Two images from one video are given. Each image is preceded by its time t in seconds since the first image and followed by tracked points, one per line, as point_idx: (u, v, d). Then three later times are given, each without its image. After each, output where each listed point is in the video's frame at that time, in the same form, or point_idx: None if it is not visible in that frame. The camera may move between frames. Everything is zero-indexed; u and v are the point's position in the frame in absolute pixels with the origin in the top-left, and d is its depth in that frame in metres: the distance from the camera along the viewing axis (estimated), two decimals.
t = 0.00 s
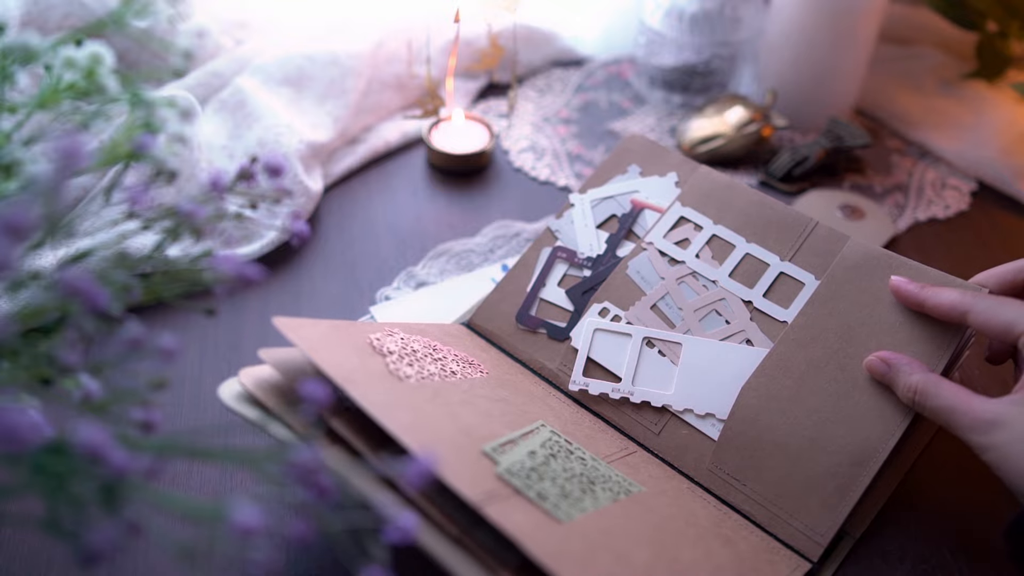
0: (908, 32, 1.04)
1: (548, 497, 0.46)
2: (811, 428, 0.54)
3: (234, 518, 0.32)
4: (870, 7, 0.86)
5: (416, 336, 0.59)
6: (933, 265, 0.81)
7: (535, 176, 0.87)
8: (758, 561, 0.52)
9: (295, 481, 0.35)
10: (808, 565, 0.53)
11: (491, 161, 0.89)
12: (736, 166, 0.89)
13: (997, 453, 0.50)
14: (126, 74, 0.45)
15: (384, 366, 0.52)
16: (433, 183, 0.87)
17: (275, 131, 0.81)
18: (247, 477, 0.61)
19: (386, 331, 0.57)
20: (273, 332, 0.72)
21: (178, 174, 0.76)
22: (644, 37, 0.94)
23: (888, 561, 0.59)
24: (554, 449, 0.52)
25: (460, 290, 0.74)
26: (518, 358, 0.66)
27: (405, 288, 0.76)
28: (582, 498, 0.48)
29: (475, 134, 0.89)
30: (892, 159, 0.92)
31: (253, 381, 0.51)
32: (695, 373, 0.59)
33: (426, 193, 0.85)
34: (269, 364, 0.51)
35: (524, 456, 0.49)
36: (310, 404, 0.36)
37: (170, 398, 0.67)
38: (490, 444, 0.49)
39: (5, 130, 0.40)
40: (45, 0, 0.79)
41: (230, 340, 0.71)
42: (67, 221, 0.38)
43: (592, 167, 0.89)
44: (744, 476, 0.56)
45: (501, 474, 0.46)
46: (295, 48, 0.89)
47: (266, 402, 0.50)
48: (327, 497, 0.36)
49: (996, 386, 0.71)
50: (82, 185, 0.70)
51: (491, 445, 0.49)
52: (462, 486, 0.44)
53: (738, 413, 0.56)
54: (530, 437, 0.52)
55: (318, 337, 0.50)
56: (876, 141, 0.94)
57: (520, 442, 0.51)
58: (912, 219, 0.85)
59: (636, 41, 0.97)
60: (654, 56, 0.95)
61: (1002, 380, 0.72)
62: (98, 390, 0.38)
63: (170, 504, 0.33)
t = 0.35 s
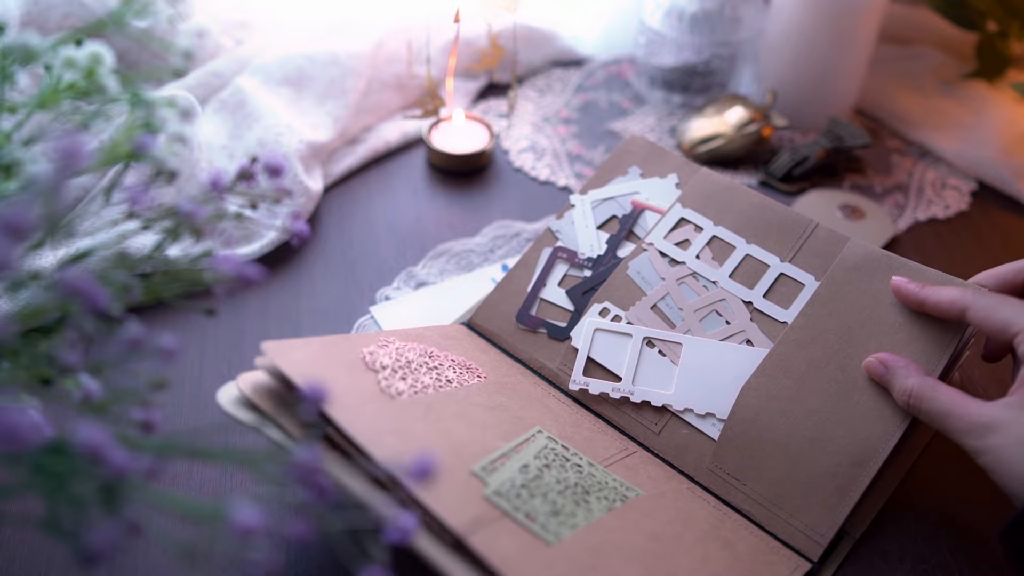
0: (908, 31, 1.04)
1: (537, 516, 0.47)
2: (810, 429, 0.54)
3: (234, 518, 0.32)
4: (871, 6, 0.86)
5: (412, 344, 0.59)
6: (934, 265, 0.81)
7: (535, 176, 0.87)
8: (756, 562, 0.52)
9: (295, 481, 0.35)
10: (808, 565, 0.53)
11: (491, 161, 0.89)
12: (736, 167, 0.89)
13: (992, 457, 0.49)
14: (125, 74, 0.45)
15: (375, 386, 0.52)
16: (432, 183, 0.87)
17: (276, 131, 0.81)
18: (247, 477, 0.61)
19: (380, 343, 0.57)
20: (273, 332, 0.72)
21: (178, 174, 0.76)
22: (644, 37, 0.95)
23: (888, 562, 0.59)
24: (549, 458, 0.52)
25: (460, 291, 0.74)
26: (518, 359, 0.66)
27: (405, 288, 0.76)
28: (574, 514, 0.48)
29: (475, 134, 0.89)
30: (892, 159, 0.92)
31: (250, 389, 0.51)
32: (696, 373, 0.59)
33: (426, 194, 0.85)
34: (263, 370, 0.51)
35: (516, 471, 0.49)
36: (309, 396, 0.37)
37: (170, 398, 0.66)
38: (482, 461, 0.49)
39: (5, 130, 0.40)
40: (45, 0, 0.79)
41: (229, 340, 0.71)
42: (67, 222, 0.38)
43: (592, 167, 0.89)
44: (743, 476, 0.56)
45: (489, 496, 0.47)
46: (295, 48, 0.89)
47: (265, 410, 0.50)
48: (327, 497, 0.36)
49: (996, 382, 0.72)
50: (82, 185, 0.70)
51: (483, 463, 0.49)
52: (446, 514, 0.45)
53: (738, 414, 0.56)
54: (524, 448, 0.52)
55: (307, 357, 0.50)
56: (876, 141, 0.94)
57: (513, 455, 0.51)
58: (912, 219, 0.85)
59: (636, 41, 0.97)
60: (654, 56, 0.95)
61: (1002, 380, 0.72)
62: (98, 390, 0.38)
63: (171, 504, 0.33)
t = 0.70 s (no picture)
0: (908, 31, 1.04)
1: (530, 529, 0.47)
2: (810, 428, 0.54)
3: (233, 517, 0.32)
4: (871, 6, 0.86)
5: (408, 353, 0.59)
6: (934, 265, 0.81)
7: (535, 176, 0.87)
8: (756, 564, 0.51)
9: (294, 482, 0.35)
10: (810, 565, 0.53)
11: (491, 161, 0.89)
12: (736, 166, 0.89)
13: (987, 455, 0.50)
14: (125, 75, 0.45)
15: (370, 400, 0.52)
16: (432, 183, 0.86)
17: (276, 131, 0.81)
18: (247, 478, 0.61)
19: (376, 354, 0.57)
20: (274, 332, 0.72)
21: (178, 174, 0.76)
22: (644, 37, 0.95)
23: (888, 562, 0.59)
24: (544, 466, 0.53)
25: (459, 291, 0.74)
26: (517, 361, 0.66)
27: (405, 288, 0.76)
28: (569, 522, 0.48)
29: (475, 134, 0.89)
30: (892, 159, 0.92)
31: (245, 411, 0.51)
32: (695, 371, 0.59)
33: (427, 194, 0.85)
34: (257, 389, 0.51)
35: (510, 482, 0.50)
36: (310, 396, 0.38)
37: (170, 398, 0.66)
38: (475, 472, 0.49)
39: (5, 130, 0.40)
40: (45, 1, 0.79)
41: (229, 340, 0.71)
42: (67, 221, 0.38)
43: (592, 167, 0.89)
44: (743, 475, 0.56)
45: (482, 511, 0.47)
46: (295, 48, 0.89)
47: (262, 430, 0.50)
48: (326, 498, 0.36)
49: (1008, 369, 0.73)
50: (82, 185, 0.69)
51: (475, 474, 0.49)
52: (436, 531, 0.44)
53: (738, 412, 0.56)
54: (518, 456, 0.52)
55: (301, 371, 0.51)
56: (876, 141, 0.94)
57: (508, 465, 0.51)
58: (911, 219, 0.85)
59: (636, 41, 0.97)
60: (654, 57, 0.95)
61: (1003, 379, 0.72)
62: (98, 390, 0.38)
63: (171, 504, 0.33)
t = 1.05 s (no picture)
0: (908, 32, 1.04)
1: (548, 497, 0.46)
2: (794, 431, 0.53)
3: (234, 517, 0.32)
4: (871, 6, 0.86)
5: (415, 342, 0.59)
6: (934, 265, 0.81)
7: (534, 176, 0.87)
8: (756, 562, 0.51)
9: (294, 481, 0.36)
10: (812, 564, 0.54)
11: (491, 161, 0.89)
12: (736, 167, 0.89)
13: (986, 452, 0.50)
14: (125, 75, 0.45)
15: (383, 371, 0.52)
16: (433, 183, 0.86)
17: (276, 131, 0.81)
18: (247, 477, 0.60)
19: (385, 337, 0.57)
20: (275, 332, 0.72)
21: (178, 174, 0.75)
22: (644, 37, 0.95)
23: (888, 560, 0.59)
24: (554, 449, 0.52)
25: (459, 292, 0.74)
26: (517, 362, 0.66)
27: (404, 289, 0.76)
28: (583, 498, 0.48)
29: (475, 134, 0.89)
30: (892, 159, 0.92)
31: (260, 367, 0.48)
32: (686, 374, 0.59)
33: (427, 194, 0.85)
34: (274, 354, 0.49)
35: (523, 457, 0.49)
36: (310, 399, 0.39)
37: (170, 398, 0.66)
38: (488, 445, 0.49)
39: (5, 130, 0.40)
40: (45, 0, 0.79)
41: (229, 340, 0.71)
42: (67, 221, 0.38)
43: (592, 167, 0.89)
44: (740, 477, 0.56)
45: (501, 476, 0.46)
46: (295, 48, 0.89)
47: (276, 384, 0.47)
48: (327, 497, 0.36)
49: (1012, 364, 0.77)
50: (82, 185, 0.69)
51: (488, 447, 0.48)
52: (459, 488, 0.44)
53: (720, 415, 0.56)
54: (528, 437, 0.52)
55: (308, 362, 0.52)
56: (876, 142, 0.94)
57: (520, 444, 0.51)
58: (912, 219, 0.85)
59: (636, 41, 0.97)
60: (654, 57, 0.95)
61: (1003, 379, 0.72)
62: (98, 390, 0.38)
63: (171, 504, 0.33)
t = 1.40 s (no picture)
0: (908, 32, 1.04)
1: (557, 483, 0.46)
2: (804, 431, 0.53)
3: (233, 517, 0.32)
4: (871, 6, 0.86)
5: (419, 336, 0.59)
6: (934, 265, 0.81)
7: (534, 175, 0.87)
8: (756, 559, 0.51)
9: (295, 481, 0.36)
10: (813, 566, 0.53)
11: (491, 161, 0.89)
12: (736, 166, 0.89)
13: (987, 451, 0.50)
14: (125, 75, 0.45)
15: (391, 360, 0.51)
16: (433, 183, 0.87)
17: (276, 131, 0.81)
18: (247, 477, 0.60)
19: (389, 329, 0.56)
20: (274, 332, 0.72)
21: (178, 174, 0.75)
22: (644, 37, 0.95)
23: (887, 562, 0.59)
24: (559, 444, 0.53)
25: (458, 292, 0.74)
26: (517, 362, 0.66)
27: (403, 290, 0.76)
28: (590, 489, 0.48)
29: (475, 134, 0.89)
30: (892, 159, 0.92)
31: (272, 349, 0.47)
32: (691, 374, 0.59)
33: (427, 194, 0.85)
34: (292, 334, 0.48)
35: (531, 449, 0.49)
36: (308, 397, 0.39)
37: (170, 398, 0.66)
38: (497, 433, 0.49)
39: (5, 131, 0.40)
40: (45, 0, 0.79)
41: (230, 340, 0.71)
42: (67, 222, 0.38)
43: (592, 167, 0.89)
44: (745, 476, 0.56)
45: (512, 462, 0.46)
46: (295, 48, 0.89)
47: (288, 365, 0.46)
48: (327, 496, 0.36)
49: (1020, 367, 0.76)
50: (82, 185, 0.69)
51: (499, 436, 0.48)
52: (473, 470, 0.43)
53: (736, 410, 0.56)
54: (535, 430, 0.52)
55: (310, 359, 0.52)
56: (876, 141, 0.94)
57: (527, 436, 0.51)
58: (912, 219, 0.85)
59: (636, 41, 0.97)
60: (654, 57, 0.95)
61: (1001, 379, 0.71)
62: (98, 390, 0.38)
63: (171, 503, 0.33)
